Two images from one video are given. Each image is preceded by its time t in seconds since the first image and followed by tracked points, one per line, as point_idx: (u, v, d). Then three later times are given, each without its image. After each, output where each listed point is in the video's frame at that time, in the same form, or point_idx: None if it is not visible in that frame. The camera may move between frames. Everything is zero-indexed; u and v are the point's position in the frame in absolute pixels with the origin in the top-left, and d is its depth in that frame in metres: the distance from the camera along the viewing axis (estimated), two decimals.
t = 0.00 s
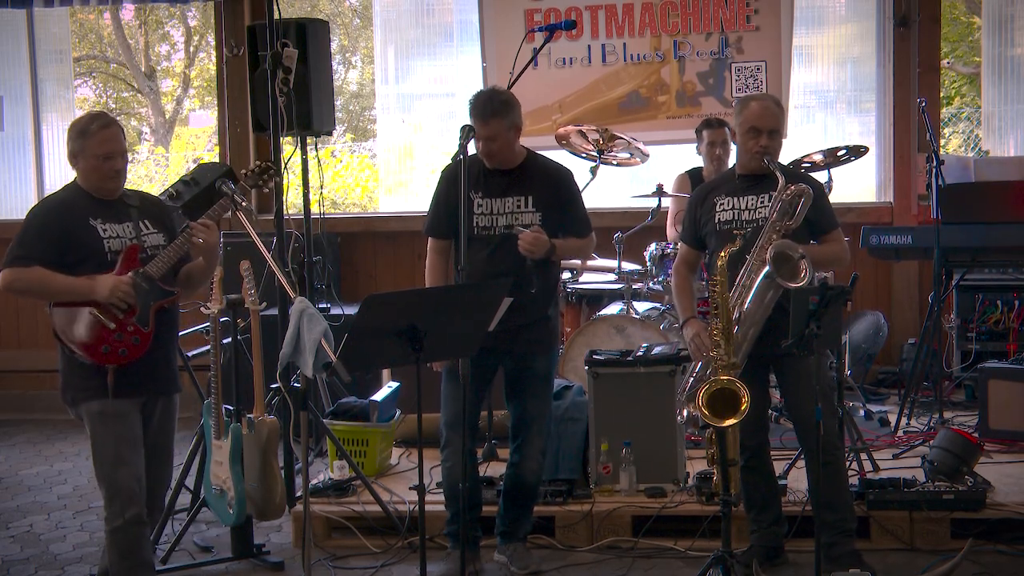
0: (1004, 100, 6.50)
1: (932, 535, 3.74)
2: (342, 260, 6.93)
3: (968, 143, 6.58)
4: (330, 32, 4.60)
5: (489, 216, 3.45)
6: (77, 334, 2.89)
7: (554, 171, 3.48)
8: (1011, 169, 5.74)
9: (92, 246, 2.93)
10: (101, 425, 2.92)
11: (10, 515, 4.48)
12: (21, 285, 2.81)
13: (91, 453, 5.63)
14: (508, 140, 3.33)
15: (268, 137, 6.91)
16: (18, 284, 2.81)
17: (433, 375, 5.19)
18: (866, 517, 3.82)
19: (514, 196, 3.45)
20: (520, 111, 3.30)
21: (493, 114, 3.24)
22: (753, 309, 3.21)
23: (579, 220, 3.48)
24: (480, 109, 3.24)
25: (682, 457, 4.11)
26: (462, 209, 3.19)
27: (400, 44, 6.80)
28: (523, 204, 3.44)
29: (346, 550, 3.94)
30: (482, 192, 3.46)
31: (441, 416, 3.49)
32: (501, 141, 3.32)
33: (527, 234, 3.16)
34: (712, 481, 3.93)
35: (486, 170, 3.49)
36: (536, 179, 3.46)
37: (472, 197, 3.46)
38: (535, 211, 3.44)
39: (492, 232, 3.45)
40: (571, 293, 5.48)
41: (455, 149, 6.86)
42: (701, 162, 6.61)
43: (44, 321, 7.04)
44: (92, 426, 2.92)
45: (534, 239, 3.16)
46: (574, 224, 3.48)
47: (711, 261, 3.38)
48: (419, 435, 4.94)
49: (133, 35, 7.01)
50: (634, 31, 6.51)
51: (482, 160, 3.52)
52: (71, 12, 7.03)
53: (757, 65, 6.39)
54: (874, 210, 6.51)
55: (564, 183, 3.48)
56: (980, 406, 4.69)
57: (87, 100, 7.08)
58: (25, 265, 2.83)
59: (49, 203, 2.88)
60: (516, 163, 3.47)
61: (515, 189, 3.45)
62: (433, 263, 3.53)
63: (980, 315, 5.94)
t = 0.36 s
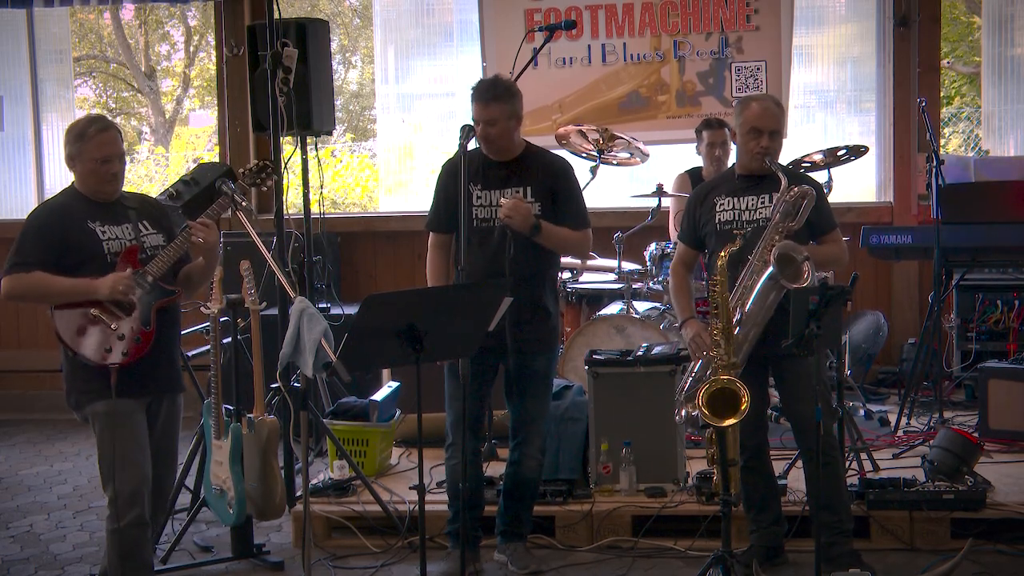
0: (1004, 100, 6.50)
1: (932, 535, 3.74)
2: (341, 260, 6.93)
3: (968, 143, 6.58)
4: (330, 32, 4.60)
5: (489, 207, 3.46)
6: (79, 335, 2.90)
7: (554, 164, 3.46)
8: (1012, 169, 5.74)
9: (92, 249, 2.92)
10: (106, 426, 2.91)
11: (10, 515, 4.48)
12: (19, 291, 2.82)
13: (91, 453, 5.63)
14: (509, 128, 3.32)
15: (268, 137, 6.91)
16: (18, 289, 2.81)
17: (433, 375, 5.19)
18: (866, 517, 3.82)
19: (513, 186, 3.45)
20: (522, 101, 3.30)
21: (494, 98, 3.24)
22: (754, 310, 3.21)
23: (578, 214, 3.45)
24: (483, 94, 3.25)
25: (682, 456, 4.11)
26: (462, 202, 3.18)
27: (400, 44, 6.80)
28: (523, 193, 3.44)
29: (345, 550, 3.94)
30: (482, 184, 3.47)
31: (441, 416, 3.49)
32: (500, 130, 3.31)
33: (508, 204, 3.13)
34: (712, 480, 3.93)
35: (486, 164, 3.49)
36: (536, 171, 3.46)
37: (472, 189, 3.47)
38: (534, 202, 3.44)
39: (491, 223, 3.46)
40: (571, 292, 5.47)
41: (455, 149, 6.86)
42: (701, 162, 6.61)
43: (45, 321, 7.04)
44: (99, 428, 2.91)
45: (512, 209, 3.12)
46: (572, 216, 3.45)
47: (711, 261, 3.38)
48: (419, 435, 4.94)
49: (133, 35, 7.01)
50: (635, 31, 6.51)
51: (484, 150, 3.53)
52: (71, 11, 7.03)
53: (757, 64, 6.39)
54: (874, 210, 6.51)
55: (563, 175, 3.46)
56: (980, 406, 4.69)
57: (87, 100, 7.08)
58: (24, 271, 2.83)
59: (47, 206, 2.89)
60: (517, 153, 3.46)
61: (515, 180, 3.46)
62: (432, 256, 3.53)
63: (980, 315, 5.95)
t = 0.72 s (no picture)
0: (1004, 100, 6.50)
1: (932, 535, 3.74)
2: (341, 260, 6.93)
3: (968, 143, 6.58)
4: (330, 32, 4.60)
5: (491, 209, 3.46)
6: (82, 339, 2.89)
7: (557, 167, 3.47)
8: (1012, 169, 5.74)
9: (100, 248, 2.92)
10: (104, 426, 2.91)
11: (10, 515, 4.48)
12: (26, 290, 2.80)
13: (90, 453, 5.63)
14: (503, 132, 3.32)
15: (268, 137, 6.91)
16: (25, 289, 2.80)
17: (434, 375, 5.19)
18: (866, 517, 3.82)
19: (515, 189, 3.45)
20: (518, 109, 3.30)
21: (486, 104, 3.25)
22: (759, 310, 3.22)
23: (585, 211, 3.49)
24: (476, 99, 3.25)
25: (682, 456, 4.11)
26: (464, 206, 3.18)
27: (400, 44, 6.80)
28: (525, 196, 3.45)
29: (345, 550, 3.94)
30: (482, 187, 3.46)
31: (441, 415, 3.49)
32: (496, 134, 3.32)
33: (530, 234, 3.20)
34: (712, 481, 3.93)
35: (485, 167, 3.48)
36: (537, 173, 3.46)
37: (473, 192, 3.46)
38: (537, 204, 3.44)
39: (494, 226, 3.46)
40: (571, 292, 5.47)
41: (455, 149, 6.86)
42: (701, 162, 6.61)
43: (44, 322, 7.04)
44: (95, 427, 2.91)
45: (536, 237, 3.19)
46: (578, 213, 3.48)
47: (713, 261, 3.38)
48: (419, 435, 4.94)
49: (133, 35, 7.01)
50: (635, 31, 6.51)
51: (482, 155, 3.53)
52: (71, 11, 7.03)
53: (757, 65, 6.39)
54: (874, 210, 6.51)
55: (564, 176, 3.48)
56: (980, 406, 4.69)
57: (87, 100, 7.08)
58: (31, 270, 2.81)
59: (56, 203, 2.87)
60: (515, 156, 3.46)
61: (515, 182, 3.45)
62: (434, 260, 3.53)
63: (980, 315, 5.95)
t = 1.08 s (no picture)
0: (1004, 100, 6.50)
1: (932, 535, 3.74)
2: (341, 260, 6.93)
3: (968, 144, 6.58)
4: (330, 32, 4.60)
5: (491, 216, 3.45)
6: (90, 344, 2.84)
7: (557, 174, 3.47)
8: (1012, 169, 5.74)
9: (113, 251, 2.87)
10: (105, 435, 2.84)
11: (10, 515, 4.48)
12: (38, 292, 2.75)
13: (90, 453, 5.63)
14: (512, 134, 3.32)
15: (268, 137, 6.91)
16: (38, 290, 2.74)
17: (434, 375, 5.19)
18: (866, 518, 3.82)
19: (515, 196, 3.45)
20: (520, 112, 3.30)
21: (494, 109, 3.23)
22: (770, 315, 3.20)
23: (582, 221, 3.48)
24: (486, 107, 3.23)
25: (682, 457, 4.10)
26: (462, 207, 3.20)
27: (400, 44, 6.80)
28: (524, 203, 3.44)
29: (345, 550, 3.94)
30: (482, 193, 3.46)
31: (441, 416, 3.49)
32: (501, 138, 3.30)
33: (530, 232, 3.19)
34: (713, 481, 3.93)
35: (486, 173, 3.48)
36: (537, 178, 3.46)
37: (472, 199, 3.46)
38: (536, 211, 3.44)
39: (494, 232, 3.45)
40: (571, 292, 5.47)
41: (455, 149, 6.86)
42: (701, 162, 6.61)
43: (44, 322, 7.03)
44: (95, 435, 2.84)
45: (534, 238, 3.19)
46: (576, 223, 3.47)
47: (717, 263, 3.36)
48: (419, 435, 4.94)
49: (133, 35, 7.01)
50: (635, 31, 6.51)
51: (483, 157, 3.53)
52: (71, 11, 7.03)
53: (757, 65, 6.38)
54: (874, 210, 6.51)
55: (562, 182, 3.47)
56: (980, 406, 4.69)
57: (87, 100, 7.08)
58: (45, 272, 2.75)
59: (70, 203, 2.81)
60: (517, 162, 3.46)
61: (515, 189, 3.45)
62: (434, 264, 3.53)
63: (980, 315, 5.95)
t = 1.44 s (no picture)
0: (1004, 99, 6.50)
1: (932, 535, 3.74)
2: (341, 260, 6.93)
3: (968, 143, 6.58)
4: (330, 32, 4.59)
5: (493, 219, 3.44)
6: (104, 343, 2.80)
7: (557, 177, 3.47)
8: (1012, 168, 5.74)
9: (122, 249, 2.84)
10: (113, 441, 2.83)
11: (10, 514, 4.48)
12: (49, 290, 2.70)
13: (90, 453, 5.63)
14: (514, 141, 3.33)
15: (268, 137, 6.91)
16: (49, 288, 2.70)
17: (434, 375, 5.19)
18: (866, 517, 3.82)
19: (517, 199, 3.45)
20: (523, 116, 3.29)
21: (495, 112, 3.24)
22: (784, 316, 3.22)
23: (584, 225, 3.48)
24: (484, 108, 3.25)
25: (682, 456, 4.10)
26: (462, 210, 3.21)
27: (400, 44, 6.80)
28: (527, 206, 3.45)
29: (345, 550, 3.94)
30: (484, 196, 3.45)
31: (441, 416, 3.49)
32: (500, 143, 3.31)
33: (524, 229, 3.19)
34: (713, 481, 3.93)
35: (489, 176, 3.47)
36: (540, 180, 3.46)
37: (473, 201, 3.45)
38: (538, 213, 3.45)
39: (496, 235, 3.45)
40: (571, 292, 5.47)
41: (455, 149, 6.86)
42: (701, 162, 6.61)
43: (45, 322, 7.03)
44: (104, 441, 2.83)
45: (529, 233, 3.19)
46: (578, 227, 3.48)
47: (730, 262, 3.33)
48: (419, 435, 4.94)
49: (133, 35, 7.02)
50: (635, 31, 6.51)
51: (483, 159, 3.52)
52: (71, 11, 7.03)
53: (757, 64, 6.38)
54: (874, 210, 6.51)
55: (562, 184, 3.48)
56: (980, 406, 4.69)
57: (87, 100, 7.08)
58: (56, 268, 2.70)
59: (78, 200, 2.77)
60: (517, 165, 3.46)
61: (516, 192, 3.46)
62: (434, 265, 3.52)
63: (980, 315, 5.95)
